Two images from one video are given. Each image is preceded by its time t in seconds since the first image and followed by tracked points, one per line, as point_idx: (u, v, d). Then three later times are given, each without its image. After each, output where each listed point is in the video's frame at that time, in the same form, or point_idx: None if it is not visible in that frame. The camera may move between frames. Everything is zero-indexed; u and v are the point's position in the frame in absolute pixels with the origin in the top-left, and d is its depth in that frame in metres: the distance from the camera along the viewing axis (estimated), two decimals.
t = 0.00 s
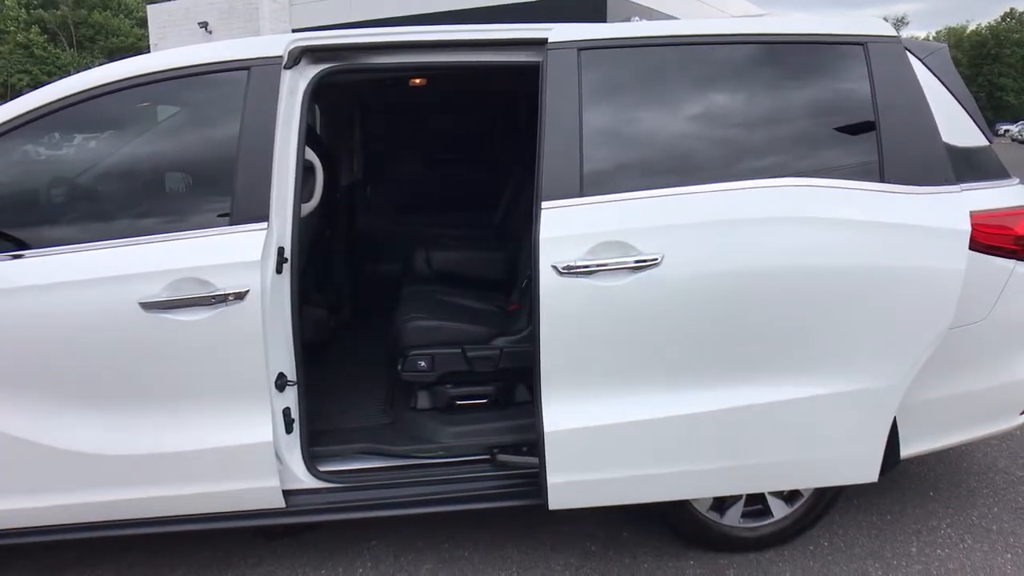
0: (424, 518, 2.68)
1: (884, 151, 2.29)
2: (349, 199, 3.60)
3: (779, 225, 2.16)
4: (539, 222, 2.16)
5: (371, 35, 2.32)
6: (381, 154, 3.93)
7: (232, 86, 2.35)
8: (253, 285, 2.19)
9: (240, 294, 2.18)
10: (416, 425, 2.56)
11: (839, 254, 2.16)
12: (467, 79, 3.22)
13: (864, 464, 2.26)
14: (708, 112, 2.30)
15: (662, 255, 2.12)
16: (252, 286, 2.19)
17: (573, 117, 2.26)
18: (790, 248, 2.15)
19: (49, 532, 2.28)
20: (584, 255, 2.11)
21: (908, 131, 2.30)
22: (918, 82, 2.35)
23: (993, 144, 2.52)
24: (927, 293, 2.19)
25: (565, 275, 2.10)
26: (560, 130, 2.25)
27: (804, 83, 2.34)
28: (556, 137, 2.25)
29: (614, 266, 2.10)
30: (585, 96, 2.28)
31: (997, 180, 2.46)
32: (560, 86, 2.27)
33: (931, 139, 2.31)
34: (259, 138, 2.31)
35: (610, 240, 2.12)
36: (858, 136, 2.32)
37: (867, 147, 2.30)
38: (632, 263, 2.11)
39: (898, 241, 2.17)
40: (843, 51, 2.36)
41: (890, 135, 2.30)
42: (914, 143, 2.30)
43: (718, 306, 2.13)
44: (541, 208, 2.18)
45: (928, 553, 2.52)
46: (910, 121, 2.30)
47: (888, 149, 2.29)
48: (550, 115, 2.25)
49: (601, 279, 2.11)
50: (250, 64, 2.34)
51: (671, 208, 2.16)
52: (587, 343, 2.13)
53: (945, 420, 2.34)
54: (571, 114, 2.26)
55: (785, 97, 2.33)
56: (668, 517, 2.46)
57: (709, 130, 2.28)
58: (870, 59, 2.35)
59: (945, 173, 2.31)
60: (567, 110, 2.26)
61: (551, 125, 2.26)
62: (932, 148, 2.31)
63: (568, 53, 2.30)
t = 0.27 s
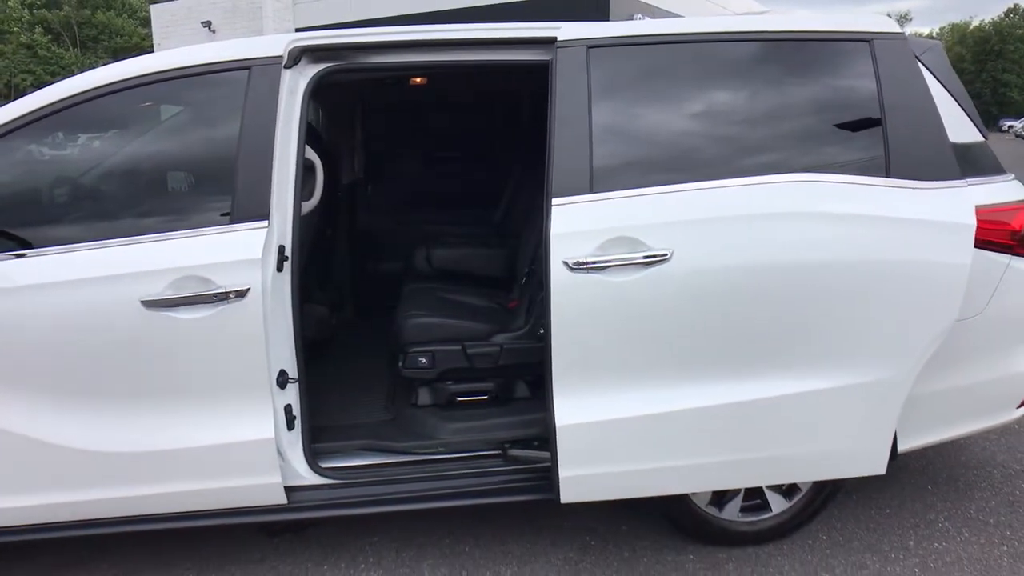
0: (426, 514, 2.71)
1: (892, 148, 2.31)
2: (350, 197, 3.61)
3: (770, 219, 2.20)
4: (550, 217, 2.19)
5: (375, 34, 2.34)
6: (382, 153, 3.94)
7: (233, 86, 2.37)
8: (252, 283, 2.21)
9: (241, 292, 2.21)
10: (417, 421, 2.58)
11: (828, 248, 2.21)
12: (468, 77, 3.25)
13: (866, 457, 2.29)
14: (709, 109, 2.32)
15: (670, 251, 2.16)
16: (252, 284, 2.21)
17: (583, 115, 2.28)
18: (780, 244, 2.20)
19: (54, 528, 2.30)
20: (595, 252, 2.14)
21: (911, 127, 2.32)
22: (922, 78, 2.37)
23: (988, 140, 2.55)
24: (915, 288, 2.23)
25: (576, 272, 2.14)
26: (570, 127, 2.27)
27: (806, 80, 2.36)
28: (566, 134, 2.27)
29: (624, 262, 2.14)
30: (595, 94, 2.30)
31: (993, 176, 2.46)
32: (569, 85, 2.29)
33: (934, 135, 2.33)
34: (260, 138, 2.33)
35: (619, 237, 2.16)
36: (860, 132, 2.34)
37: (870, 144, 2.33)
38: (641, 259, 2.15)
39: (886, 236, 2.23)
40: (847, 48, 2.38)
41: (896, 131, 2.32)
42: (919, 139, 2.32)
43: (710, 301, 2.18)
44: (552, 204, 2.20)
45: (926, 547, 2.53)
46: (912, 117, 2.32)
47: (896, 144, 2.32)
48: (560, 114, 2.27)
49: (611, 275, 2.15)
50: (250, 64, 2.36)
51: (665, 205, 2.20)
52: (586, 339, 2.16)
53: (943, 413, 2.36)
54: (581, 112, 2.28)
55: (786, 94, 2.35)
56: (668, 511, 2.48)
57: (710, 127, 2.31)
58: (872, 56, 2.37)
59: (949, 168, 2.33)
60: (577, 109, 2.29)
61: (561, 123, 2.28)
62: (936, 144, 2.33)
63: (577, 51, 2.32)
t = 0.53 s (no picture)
0: (426, 512, 2.72)
1: (892, 147, 2.33)
2: (349, 197, 3.62)
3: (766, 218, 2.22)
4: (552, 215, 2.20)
5: (376, 34, 2.35)
6: (382, 153, 3.95)
7: (233, 87, 2.38)
8: (252, 283, 2.22)
9: (241, 292, 2.22)
10: (416, 420, 2.59)
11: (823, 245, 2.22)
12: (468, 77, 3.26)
13: (864, 454, 2.31)
14: (708, 109, 2.33)
15: (672, 250, 2.17)
16: (251, 284, 2.22)
17: (584, 114, 2.29)
18: (775, 242, 2.21)
19: (55, 527, 2.31)
20: (596, 251, 2.16)
21: (909, 125, 2.33)
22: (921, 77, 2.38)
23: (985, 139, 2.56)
24: (910, 286, 2.24)
25: (577, 271, 2.15)
26: (572, 127, 2.28)
27: (805, 79, 2.37)
28: (568, 133, 2.28)
29: (625, 261, 2.16)
30: (597, 93, 2.31)
31: (990, 174, 2.46)
32: (571, 84, 2.30)
33: (934, 134, 2.35)
34: (259, 139, 2.34)
35: (620, 236, 2.17)
36: (859, 131, 2.35)
37: (869, 143, 2.34)
38: (642, 258, 2.16)
39: (882, 233, 2.24)
40: (848, 47, 2.39)
41: (896, 130, 2.33)
42: (919, 138, 2.34)
43: (706, 300, 2.19)
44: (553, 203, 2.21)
45: (923, 544, 2.54)
46: (911, 117, 2.34)
47: (897, 143, 2.33)
48: (563, 113, 2.28)
49: (612, 274, 2.16)
50: (250, 65, 2.37)
51: (662, 204, 2.21)
52: (585, 338, 2.18)
53: (940, 411, 2.37)
54: (583, 111, 2.29)
55: (785, 93, 2.36)
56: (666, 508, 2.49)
57: (709, 127, 2.32)
58: (871, 55, 2.38)
59: (948, 166, 2.34)
60: (579, 108, 2.29)
61: (563, 122, 2.28)
62: (936, 143, 2.35)
63: (580, 51, 2.33)
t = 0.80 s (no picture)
0: (426, 512, 2.72)
1: (892, 146, 2.33)
2: (349, 198, 3.63)
3: (765, 218, 2.22)
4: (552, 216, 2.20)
5: (376, 35, 2.36)
6: (382, 155, 3.96)
7: (232, 89, 2.38)
8: (253, 284, 2.23)
9: (241, 293, 2.22)
10: (417, 420, 2.59)
11: (821, 244, 2.22)
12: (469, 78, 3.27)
13: (864, 454, 2.31)
14: (708, 110, 2.34)
15: (671, 250, 2.17)
16: (252, 285, 2.23)
17: (584, 115, 2.29)
18: (775, 241, 2.21)
19: (56, 528, 2.31)
20: (596, 251, 2.16)
21: (908, 126, 2.34)
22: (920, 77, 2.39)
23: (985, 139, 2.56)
24: (910, 286, 2.25)
25: (577, 271, 2.15)
26: (571, 128, 2.29)
27: (804, 80, 2.38)
28: (568, 133, 2.28)
29: (625, 261, 2.16)
30: (597, 94, 2.32)
31: (989, 175, 2.47)
32: (572, 85, 2.31)
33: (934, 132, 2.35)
34: (260, 140, 2.34)
35: (620, 236, 2.17)
36: (858, 132, 2.36)
37: (868, 143, 2.34)
38: (643, 258, 2.16)
39: (881, 233, 2.24)
40: (849, 48, 2.40)
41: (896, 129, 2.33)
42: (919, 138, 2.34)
43: (707, 300, 2.20)
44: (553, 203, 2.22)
45: (923, 544, 2.54)
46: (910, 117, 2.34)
47: (897, 142, 2.33)
48: (563, 114, 2.29)
49: (612, 274, 2.16)
50: (251, 66, 2.37)
51: (662, 204, 2.21)
52: (585, 338, 2.18)
53: (940, 410, 2.37)
54: (583, 112, 2.30)
55: (784, 94, 2.36)
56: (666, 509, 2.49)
57: (709, 128, 2.32)
58: (870, 56, 2.39)
59: (946, 165, 2.35)
60: (579, 108, 2.30)
61: (563, 122, 2.29)
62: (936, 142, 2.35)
63: (580, 52, 2.34)
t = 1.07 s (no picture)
0: (429, 513, 2.72)
1: (892, 145, 2.33)
2: (350, 198, 3.62)
3: (767, 218, 2.21)
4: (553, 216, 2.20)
5: (377, 35, 2.35)
6: (383, 155, 3.96)
7: (232, 90, 2.38)
8: (254, 284, 2.22)
9: (243, 293, 2.22)
10: (419, 421, 2.59)
11: (824, 244, 2.22)
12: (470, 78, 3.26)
13: (867, 454, 2.30)
14: (709, 109, 2.33)
15: (673, 249, 2.17)
16: (253, 286, 2.22)
17: (585, 115, 2.29)
18: (778, 241, 2.21)
19: (58, 529, 2.31)
20: (598, 251, 2.16)
21: (911, 125, 2.33)
22: (922, 75, 2.38)
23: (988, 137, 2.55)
24: (913, 285, 2.24)
25: (579, 271, 2.15)
26: (573, 127, 2.28)
27: (804, 79, 2.37)
28: (569, 132, 2.28)
29: (627, 261, 2.15)
30: (598, 93, 2.31)
31: (993, 173, 2.46)
32: (573, 84, 2.30)
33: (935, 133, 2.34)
34: (261, 140, 2.34)
35: (622, 236, 2.17)
36: (861, 131, 2.35)
37: (867, 142, 2.34)
38: (645, 258, 2.16)
39: (884, 232, 2.24)
40: (852, 47, 2.39)
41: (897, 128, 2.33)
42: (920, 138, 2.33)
43: (710, 300, 2.19)
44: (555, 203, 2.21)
45: (927, 544, 2.53)
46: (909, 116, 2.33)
47: (897, 141, 2.32)
48: (563, 113, 2.28)
49: (614, 275, 2.16)
50: (252, 67, 2.37)
51: (663, 204, 2.21)
52: (587, 338, 2.18)
53: (943, 410, 2.37)
54: (584, 112, 2.29)
55: (783, 93, 2.36)
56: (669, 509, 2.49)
57: (710, 127, 2.32)
58: (870, 54, 2.38)
59: (948, 164, 2.34)
60: (580, 108, 2.29)
61: (565, 121, 2.28)
62: (937, 141, 2.34)
63: (582, 51, 2.33)
